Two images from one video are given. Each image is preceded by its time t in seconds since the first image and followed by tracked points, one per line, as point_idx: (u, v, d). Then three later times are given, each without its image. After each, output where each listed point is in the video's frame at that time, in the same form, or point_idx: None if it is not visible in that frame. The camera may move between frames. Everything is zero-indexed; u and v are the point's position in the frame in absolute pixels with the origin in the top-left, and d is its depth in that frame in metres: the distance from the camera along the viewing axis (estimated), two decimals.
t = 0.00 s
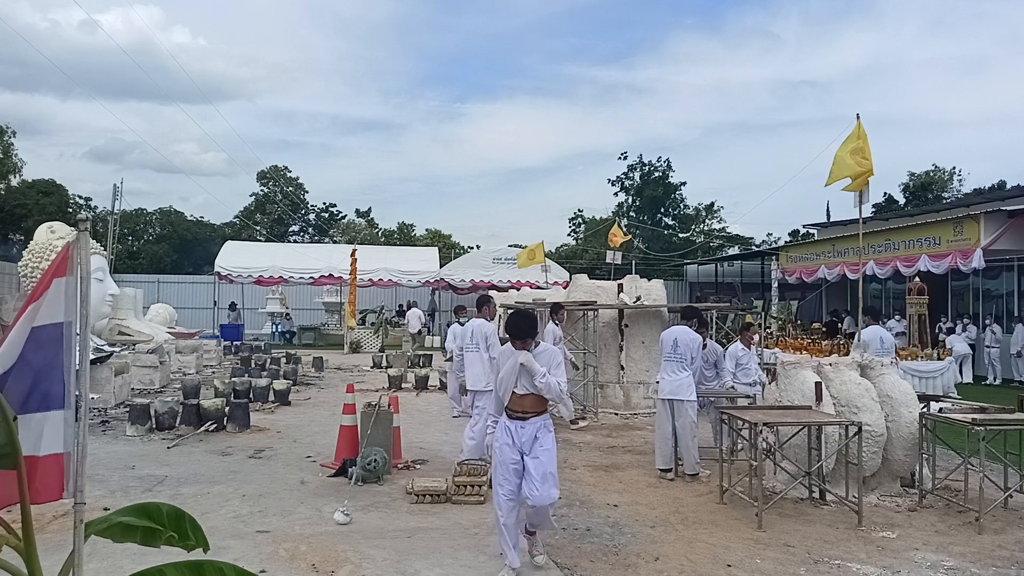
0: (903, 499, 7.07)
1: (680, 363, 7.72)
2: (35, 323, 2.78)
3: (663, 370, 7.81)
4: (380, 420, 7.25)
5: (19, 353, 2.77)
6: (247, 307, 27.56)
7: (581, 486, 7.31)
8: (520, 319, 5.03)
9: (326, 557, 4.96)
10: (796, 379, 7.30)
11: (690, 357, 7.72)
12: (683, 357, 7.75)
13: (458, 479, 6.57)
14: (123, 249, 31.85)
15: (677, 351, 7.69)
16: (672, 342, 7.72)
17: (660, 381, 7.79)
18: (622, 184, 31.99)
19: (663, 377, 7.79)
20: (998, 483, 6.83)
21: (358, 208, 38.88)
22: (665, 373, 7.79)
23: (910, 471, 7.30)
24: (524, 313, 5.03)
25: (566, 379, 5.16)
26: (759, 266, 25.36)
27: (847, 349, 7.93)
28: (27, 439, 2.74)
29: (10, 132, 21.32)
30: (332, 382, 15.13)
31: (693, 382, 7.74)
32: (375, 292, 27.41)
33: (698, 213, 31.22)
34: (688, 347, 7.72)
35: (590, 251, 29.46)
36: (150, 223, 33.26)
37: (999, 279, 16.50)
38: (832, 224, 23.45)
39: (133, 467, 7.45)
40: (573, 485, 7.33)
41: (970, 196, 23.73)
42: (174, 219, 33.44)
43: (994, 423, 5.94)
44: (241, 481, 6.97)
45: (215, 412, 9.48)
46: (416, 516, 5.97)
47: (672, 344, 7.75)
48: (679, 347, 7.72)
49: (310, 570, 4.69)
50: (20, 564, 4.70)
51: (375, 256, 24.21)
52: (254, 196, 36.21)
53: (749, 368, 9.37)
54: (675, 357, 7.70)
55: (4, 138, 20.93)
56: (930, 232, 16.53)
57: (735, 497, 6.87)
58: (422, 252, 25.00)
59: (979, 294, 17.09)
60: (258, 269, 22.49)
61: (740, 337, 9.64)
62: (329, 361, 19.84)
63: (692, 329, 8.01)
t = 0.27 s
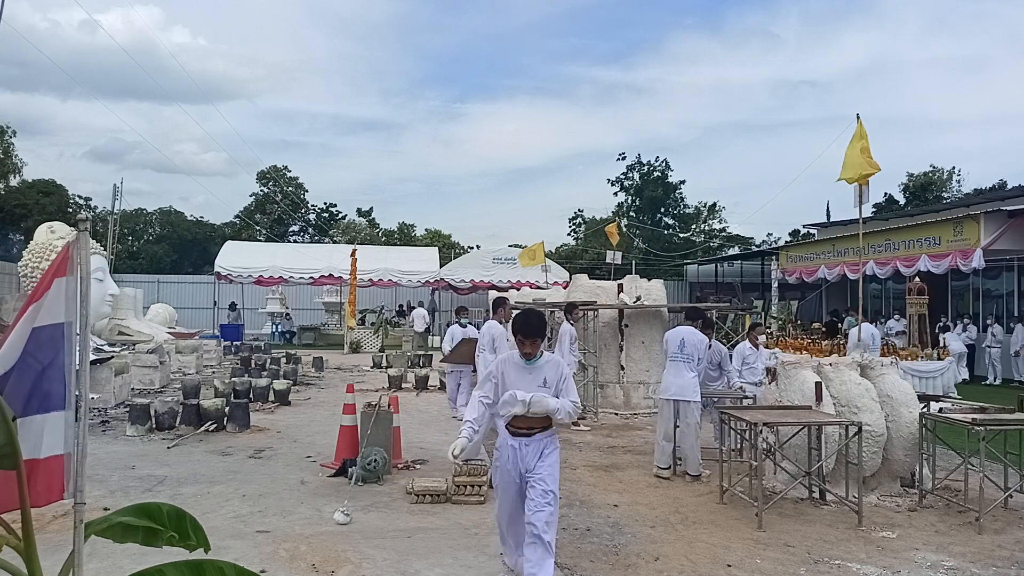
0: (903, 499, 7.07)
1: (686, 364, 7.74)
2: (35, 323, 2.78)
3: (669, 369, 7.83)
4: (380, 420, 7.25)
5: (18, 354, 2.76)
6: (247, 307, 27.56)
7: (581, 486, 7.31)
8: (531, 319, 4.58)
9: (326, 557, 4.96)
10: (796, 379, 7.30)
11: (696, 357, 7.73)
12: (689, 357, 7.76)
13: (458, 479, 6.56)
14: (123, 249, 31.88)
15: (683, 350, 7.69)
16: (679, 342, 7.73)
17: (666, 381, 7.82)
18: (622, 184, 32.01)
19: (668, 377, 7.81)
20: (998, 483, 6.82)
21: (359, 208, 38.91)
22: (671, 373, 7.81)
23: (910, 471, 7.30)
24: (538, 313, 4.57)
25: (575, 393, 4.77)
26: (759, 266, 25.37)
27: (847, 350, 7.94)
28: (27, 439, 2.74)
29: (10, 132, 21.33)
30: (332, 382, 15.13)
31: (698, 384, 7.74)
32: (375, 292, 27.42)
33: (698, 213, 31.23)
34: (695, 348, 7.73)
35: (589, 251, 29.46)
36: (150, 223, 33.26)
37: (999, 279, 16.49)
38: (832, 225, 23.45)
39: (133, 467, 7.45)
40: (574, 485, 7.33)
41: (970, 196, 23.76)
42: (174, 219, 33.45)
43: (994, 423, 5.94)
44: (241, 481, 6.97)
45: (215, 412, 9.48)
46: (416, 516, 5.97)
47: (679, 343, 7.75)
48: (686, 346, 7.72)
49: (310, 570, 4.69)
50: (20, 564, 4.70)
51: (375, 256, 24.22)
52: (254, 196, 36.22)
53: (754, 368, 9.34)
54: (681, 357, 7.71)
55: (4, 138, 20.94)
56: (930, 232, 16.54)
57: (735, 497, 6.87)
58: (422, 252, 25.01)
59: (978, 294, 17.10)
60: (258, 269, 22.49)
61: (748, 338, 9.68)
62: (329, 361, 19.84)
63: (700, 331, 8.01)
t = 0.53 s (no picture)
0: (903, 499, 7.06)
1: (680, 363, 7.74)
2: (36, 325, 2.76)
3: (663, 370, 7.84)
4: (380, 420, 7.24)
5: (20, 354, 2.74)
6: (247, 307, 27.56)
7: (581, 486, 7.31)
8: (544, 309, 4.20)
9: (326, 557, 4.96)
10: (796, 379, 7.30)
11: (690, 357, 7.72)
12: (683, 357, 7.76)
13: (458, 479, 6.57)
14: (123, 249, 31.89)
15: (676, 351, 7.69)
16: (671, 343, 7.74)
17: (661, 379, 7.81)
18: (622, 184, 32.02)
19: (663, 378, 7.82)
20: (998, 483, 6.83)
21: (359, 208, 38.92)
22: (667, 372, 7.81)
23: (910, 471, 7.30)
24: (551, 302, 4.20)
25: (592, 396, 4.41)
26: (759, 266, 25.38)
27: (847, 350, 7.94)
28: (29, 442, 2.73)
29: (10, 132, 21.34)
30: (332, 382, 15.13)
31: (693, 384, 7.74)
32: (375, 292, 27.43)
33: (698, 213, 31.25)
34: (688, 347, 7.72)
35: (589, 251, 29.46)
36: (150, 223, 33.26)
37: (999, 279, 16.49)
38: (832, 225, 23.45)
39: (133, 466, 7.45)
40: (574, 485, 7.33)
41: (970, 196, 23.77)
42: (174, 219, 33.45)
43: (994, 423, 5.94)
44: (241, 481, 6.97)
45: (215, 412, 9.48)
46: (416, 516, 5.97)
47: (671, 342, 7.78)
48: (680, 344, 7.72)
49: (310, 570, 4.69)
50: (20, 564, 4.70)
51: (375, 256, 24.22)
52: (254, 196, 36.22)
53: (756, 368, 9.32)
54: (675, 357, 7.71)
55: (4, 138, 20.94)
56: (930, 232, 16.54)
57: (735, 497, 6.88)
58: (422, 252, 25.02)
59: (978, 294, 17.10)
60: (258, 269, 22.48)
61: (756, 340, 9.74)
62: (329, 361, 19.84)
63: (693, 330, 8.00)
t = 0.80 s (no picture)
0: (903, 499, 7.06)
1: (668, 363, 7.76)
2: (36, 324, 2.76)
3: (652, 372, 7.86)
4: (380, 420, 7.24)
5: (20, 354, 2.74)
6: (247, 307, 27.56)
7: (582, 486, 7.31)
8: (562, 314, 3.49)
9: (326, 557, 4.96)
10: (797, 379, 7.30)
11: (677, 355, 7.73)
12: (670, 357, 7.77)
13: (458, 479, 6.57)
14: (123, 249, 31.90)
15: (659, 350, 7.75)
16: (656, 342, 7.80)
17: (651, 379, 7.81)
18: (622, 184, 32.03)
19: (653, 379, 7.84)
20: (998, 483, 6.83)
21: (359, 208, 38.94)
22: (657, 373, 7.80)
23: (910, 471, 7.30)
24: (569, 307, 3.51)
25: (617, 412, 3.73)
26: (759, 266, 25.38)
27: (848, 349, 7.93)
28: (29, 441, 2.73)
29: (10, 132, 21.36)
30: (332, 382, 15.13)
31: (681, 383, 7.70)
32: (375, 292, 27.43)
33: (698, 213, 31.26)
34: (673, 347, 7.74)
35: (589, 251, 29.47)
36: (150, 223, 33.27)
37: (999, 279, 16.48)
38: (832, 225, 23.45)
39: (133, 466, 7.45)
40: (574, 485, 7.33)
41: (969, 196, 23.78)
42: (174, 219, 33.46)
43: (994, 423, 5.94)
44: (241, 481, 6.97)
45: (215, 412, 9.47)
46: (416, 516, 5.97)
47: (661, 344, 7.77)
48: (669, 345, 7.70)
49: (310, 570, 4.69)
50: (19, 564, 4.70)
51: (375, 256, 24.23)
52: (254, 196, 36.23)
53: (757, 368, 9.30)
54: (659, 356, 7.75)
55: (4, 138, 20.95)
56: (930, 232, 16.54)
57: (735, 497, 6.88)
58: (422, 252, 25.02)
59: (978, 294, 17.09)
60: (258, 269, 22.48)
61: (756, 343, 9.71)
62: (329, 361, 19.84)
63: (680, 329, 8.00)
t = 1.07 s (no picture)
0: (903, 499, 7.06)
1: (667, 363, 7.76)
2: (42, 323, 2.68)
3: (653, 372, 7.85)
4: (381, 420, 7.25)
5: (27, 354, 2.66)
6: (247, 307, 27.56)
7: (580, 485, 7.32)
8: (570, 308, 3.12)
9: (326, 557, 4.96)
10: (796, 379, 7.30)
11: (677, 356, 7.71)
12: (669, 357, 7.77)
13: (458, 479, 6.57)
14: (123, 249, 31.91)
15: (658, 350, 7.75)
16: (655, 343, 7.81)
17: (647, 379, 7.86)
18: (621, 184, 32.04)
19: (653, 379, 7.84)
20: (998, 483, 6.83)
21: (359, 208, 38.95)
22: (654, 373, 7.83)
23: (910, 471, 7.30)
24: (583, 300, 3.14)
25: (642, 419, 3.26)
26: (759, 266, 25.38)
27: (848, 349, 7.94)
28: (34, 445, 2.63)
29: (10, 132, 21.38)
30: (332, 382, 15.13)
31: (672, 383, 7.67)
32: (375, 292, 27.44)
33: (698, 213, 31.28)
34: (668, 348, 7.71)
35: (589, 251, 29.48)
36: (150, 223, 33.27)
37: (999, 279, 16.48)
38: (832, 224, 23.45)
39: (133, 467, 7.45)
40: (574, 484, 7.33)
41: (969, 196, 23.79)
42: (174, 219, 33.48)
43: (994, 423, 5.94)
44: (241, 481, 6.97)
45: (215, 412, 9.47)
46: (416, 516, 5.97)
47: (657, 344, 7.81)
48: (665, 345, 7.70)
49: (310, 570, 4.69)
50: (19, 564, 4.70)
51: (375, 256, 24.23)
52: (254, 196, 36.24)
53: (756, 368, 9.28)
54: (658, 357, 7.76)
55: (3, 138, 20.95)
56: (930, 232, 16.54)
57: (735, 497, 6.87)
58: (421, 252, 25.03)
59: (979, 294, 17.09)
60: (258, 269, 22.47)
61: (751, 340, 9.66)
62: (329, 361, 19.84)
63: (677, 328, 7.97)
